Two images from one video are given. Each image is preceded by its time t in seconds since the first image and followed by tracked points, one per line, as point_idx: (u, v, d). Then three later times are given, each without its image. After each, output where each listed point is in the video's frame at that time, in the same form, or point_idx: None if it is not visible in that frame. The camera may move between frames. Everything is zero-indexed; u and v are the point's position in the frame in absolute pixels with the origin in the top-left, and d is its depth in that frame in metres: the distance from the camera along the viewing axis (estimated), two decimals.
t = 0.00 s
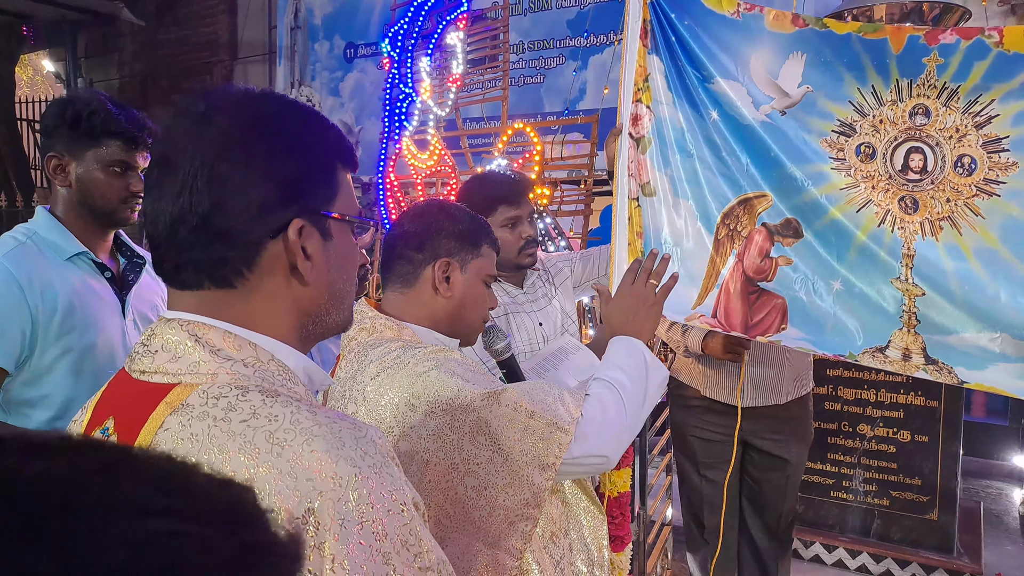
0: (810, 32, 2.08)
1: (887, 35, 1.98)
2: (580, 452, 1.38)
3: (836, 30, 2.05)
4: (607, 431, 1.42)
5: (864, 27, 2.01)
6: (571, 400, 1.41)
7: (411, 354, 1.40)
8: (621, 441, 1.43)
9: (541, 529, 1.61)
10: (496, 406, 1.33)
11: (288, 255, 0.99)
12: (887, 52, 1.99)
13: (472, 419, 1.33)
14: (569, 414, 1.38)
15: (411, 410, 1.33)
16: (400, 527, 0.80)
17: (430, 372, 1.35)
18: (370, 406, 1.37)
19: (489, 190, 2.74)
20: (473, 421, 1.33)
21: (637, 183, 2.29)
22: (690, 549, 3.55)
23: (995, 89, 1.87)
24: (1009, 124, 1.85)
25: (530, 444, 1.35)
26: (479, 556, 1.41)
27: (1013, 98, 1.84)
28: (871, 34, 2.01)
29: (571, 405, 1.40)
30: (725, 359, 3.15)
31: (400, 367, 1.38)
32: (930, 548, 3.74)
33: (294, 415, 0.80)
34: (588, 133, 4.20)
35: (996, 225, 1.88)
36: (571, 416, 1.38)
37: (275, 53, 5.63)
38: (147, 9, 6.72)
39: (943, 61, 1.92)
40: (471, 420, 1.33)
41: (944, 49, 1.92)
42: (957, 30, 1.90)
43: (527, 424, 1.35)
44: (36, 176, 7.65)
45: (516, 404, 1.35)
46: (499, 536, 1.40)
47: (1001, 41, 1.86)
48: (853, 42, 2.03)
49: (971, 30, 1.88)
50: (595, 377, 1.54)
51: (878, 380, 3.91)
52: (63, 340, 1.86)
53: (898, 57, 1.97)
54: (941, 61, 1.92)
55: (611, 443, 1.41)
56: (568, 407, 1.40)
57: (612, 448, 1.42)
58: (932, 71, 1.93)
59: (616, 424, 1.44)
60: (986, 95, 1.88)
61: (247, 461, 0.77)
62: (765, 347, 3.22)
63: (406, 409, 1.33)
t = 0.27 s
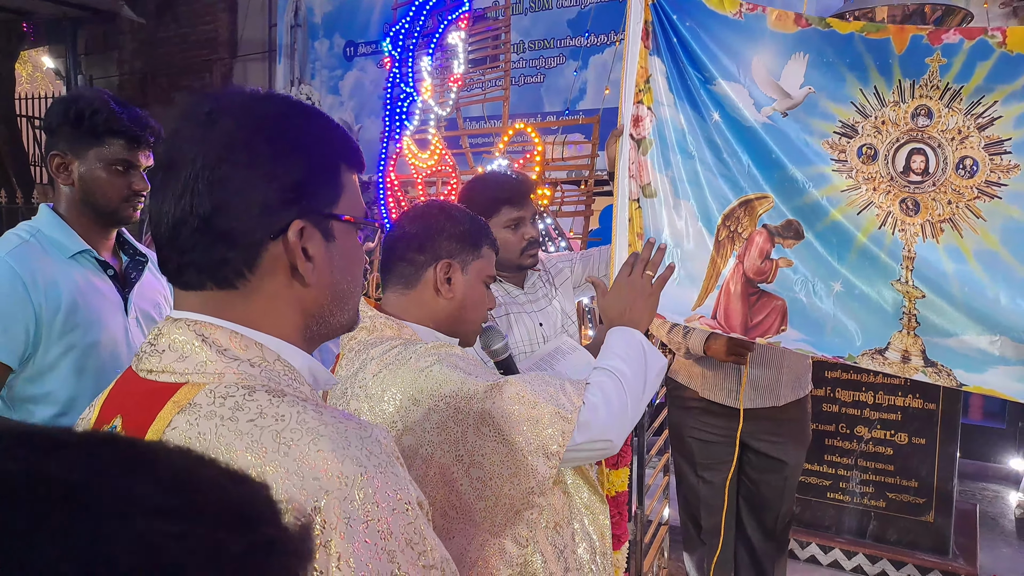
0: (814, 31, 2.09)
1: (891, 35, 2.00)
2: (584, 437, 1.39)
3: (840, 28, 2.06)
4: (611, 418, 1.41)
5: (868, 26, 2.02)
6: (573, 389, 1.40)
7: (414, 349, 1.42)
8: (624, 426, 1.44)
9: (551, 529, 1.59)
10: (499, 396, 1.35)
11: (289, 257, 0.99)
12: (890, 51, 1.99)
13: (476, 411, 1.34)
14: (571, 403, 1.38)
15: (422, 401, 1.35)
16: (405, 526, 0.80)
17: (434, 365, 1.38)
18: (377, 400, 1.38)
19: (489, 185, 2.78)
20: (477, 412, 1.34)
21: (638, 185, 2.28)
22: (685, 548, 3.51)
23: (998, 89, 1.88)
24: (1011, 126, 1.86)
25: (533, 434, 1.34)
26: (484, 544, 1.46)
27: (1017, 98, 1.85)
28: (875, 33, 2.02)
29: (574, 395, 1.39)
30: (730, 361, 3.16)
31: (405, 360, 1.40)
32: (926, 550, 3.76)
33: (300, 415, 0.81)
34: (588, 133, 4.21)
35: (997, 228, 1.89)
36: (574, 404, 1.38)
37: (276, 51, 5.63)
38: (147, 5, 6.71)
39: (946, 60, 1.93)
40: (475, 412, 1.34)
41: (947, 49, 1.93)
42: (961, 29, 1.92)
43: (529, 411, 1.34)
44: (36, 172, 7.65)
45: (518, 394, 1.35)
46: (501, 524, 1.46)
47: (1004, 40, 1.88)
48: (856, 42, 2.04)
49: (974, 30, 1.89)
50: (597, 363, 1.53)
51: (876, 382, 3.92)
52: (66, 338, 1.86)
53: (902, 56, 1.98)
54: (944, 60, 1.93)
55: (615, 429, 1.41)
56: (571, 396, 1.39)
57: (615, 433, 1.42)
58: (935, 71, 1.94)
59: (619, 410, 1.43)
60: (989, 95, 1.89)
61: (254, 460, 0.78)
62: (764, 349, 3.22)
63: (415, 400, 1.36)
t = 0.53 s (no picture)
0: (818, 27, 2.08)
1: (896, 31, 1.98)
2: (591, 408, 1.39)
3: (843, 25, 2.05)
4: (615, 388, 1.42)
5: (873, 22, 2.01)
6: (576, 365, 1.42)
7: (418, 336, 1.45)
8: (629, 396, 1.44)
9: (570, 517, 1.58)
10: (504, 375, 1.37)
11: (295, 254, 0.99)
12: (895, 48, 1.99)
13: (483, 393, 1.35)
14: (575, 378, 1.39)
15: (427, 390, 1.38)
16: (408, 521, 0.81)
17: (438, 349, 1.41)
18: (385, 393, 1.42)
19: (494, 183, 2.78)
20: (484, 394, 1.35)
21: (639, 183, 2.30)
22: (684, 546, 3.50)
23: (1003, 88, 1.87)
24: (1016, 125, 1.85)
25: (539, 411, 1.36)
26: (498, 525, 1.45)
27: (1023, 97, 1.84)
28: (880, 29, 2.01)
29: (577, 370, 1.40)
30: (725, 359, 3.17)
31: (410, 347, 1.43)
32: (925, 549, 3.77)
33: (306, 410, 0.82)
34: (591, 131, 4.21)
35: (1000, 228, 1.89)
36: (579, 379, 1.39)
37: (279, 46, 5.63)
38: None
39: (952, 57, 1.93)
40: (481, 394, 1.35)
41: (953, 45, 1.93)
42: (966, 26, 1.92)
43: (536, 391, 1.37)
44: (39, 165, 7.67)
45: (524, 374, 1.38)
46: (514, 504, 1.45)
47: (1010, 37, 1.87)
48: (861, 38, 2.03)
49: (980, 27, 1.89)
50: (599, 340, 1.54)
51: (876, 382, 3.93)
52: (72, 331, 1.87)
53: (906, 53, 1.98)
54: (949, 57, 1.93)
55: (620, 399, 1.42)
56: (575, 373, 1.40)
57: (621, 403, 1.42)
58: (940, 68, 1.94)
59: (623, 381, 1.44)
60: (995, 94, 1.88)
61: (260, 453, 0.78)
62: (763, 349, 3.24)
63: (421, 389, 1.38)
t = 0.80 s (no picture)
0: (816, 20, 2.08)
1: (895, 20, 1.99)
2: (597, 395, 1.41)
3: (842, 16, 2.05)
4: (620, 375, 1.44)
5: (872, 12, 2.02)
6: (581, 355, 1.44)
7: (424, 334, 1.47)
8: (634, 383, 1.46)
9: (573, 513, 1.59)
10: (513, 367, 1.38)
11: (297, 258, 1.00)
12: (894, 38, 1.99)
13: (492, 385, 1.36)
14: (582, 367, 1.41)
15: (436, 385, 1.39)
16: (414, 522, 0.82)
17: (445, 344, 1.42)
18: (396, 389, 1.43)
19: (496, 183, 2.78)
20: (493, 386, 1.36)
21: (638, 182, 2.30)
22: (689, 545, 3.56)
23: (1004, 77, 1.87)
24: (1017, 117, 1.86)
25: (548, 400, 1.38)
26: (512, 517, 1.44)
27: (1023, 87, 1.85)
28: (879, 19, 2.01)
29: (583, 360, 1.42)
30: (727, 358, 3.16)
31: (417, 344, 1.45)
32: (931, 546, 3.76)
33: (311, 413, 0.82)
34: (590, 130, 4.21)
35: (1002, 221, 1.89)
36: (584, 368, 1.41)
37: (278, 50, 5.64)
38: (149, 4, 6.72)
39: (951, 46, 1.93)
40: (490, 386, 1.36)
41: (952, 34, 1.93)
42: (965, 14, 1.92)
43: (545, 381, 1.39)
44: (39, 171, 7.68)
45: (533, 366, 1.39)
46: (526, 495, 1.44)
47: (1009, 25, 1.88)
48: (860, 29, 2.04)
49: (979, 15, 1.89)
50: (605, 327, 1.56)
51: (879, 378, 3.93)
52: (77, 335, 1.88)
53: (905, 43, 1.98)
54: (950, 46, 1.93)
55: (625, 386, 1.44)
56: (581, 363, 1.42)
57: (627, 389, 1.45)
58: (940, 58, 1.94)
59: (629, 368, 1.46)
60: (995, 84, 1.88)
61: (267, 457, 0.79)
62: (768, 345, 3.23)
63: (430, 384, 1.39)
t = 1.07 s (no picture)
0: (817, 16, 2.08)
1: (895, 17, 1.99)
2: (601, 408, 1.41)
3: (842, 12, 2.05)
4: (625, 390, 1.43)
5: (873, 8, 2.00)
6: (588, 366, 1.43)
7: (431, 338, 1.47)
8: (638, 399, 1.45)
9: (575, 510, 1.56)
10: (521, 375, 1.39)
11: (298, 261, 1.01)
12: (895, 35, 1.99)
13: (498, 392, 1.37)
14: (588, 378, 1.40)
15: (442, 391, 1.40)
16: (416, 522, 0.82)
17: (452, 350, 1.42)
18: (401, 393, 1.44)
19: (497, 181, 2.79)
20: (499, 393, 1.37)
21: (638, 181, 2.33)
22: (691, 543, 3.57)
23: (1005, 74, 1.87)
24: (1018, 114, 1.85)
25: (554, 410, 1.38)
26: (512, 526, 1.44)
27: None
28: (879, 15, 2.01)
29: (590, 371, 1.41)
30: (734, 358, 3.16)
31: (424, 348, 1.45)
32: (933, 545, 3.76)
33: (314, 413, 0.83)
34: (591, 130, 4.22)
35: (1003, 218, 1.90)
36: (591, 380, 1.40)
37: (279, 51, 5.65)
38: (150, 6, 6.73)
39: (952, 42, 1.93)
40: (496, 393, 1.37)
41: (953, 30, 1.92)
42: (965, 10, 1.91)
43: (552, 391, 1.38)
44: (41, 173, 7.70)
45: (541, 375, 1.39)
46: (527, 504, 1.44)
47: (1010, 21, 1.87)
48: (861, 25, 2.03)
49: (979, 11, 1.89)
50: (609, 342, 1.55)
51: (881, 377, 3.93)
52: (81, 336, 1.89)
53: (906, 40, 1.98)
54: (951, 42, 1.93)
55: (630, 402, 1.43)
56: (587, 373, 1.41)
57: (630, 406, 1.44)
58: (941, 54, 1.94)
59: (634, 384, 1.45)
60: (997, 81, 1.88)
61: (271, 458, 0.80)
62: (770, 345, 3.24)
63: (436, 389, 1.40)
